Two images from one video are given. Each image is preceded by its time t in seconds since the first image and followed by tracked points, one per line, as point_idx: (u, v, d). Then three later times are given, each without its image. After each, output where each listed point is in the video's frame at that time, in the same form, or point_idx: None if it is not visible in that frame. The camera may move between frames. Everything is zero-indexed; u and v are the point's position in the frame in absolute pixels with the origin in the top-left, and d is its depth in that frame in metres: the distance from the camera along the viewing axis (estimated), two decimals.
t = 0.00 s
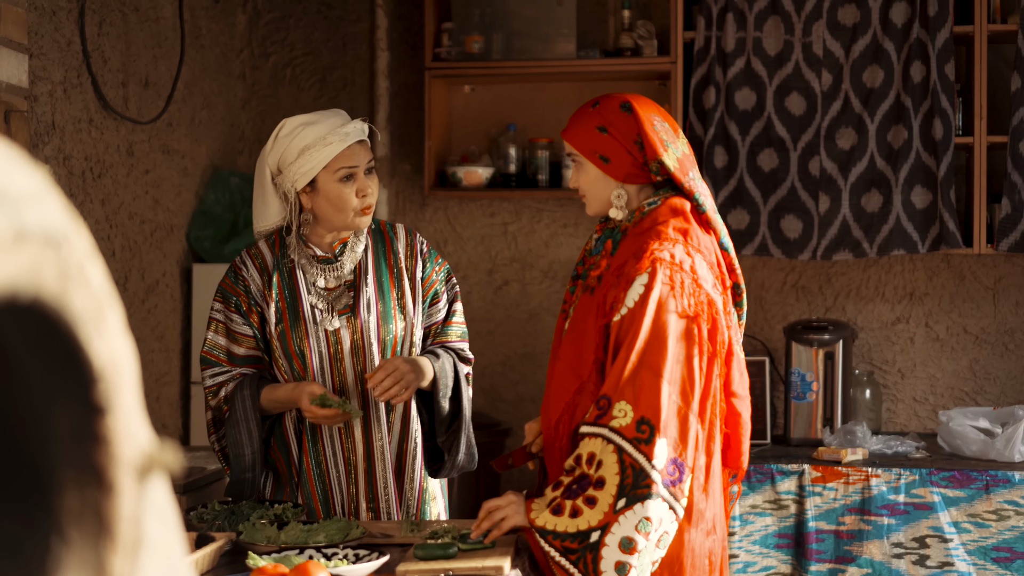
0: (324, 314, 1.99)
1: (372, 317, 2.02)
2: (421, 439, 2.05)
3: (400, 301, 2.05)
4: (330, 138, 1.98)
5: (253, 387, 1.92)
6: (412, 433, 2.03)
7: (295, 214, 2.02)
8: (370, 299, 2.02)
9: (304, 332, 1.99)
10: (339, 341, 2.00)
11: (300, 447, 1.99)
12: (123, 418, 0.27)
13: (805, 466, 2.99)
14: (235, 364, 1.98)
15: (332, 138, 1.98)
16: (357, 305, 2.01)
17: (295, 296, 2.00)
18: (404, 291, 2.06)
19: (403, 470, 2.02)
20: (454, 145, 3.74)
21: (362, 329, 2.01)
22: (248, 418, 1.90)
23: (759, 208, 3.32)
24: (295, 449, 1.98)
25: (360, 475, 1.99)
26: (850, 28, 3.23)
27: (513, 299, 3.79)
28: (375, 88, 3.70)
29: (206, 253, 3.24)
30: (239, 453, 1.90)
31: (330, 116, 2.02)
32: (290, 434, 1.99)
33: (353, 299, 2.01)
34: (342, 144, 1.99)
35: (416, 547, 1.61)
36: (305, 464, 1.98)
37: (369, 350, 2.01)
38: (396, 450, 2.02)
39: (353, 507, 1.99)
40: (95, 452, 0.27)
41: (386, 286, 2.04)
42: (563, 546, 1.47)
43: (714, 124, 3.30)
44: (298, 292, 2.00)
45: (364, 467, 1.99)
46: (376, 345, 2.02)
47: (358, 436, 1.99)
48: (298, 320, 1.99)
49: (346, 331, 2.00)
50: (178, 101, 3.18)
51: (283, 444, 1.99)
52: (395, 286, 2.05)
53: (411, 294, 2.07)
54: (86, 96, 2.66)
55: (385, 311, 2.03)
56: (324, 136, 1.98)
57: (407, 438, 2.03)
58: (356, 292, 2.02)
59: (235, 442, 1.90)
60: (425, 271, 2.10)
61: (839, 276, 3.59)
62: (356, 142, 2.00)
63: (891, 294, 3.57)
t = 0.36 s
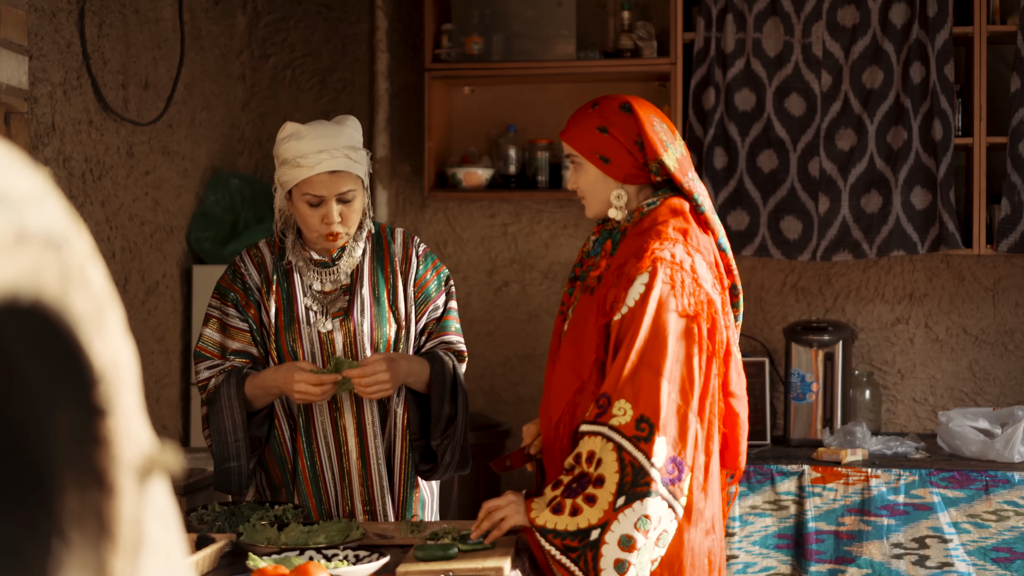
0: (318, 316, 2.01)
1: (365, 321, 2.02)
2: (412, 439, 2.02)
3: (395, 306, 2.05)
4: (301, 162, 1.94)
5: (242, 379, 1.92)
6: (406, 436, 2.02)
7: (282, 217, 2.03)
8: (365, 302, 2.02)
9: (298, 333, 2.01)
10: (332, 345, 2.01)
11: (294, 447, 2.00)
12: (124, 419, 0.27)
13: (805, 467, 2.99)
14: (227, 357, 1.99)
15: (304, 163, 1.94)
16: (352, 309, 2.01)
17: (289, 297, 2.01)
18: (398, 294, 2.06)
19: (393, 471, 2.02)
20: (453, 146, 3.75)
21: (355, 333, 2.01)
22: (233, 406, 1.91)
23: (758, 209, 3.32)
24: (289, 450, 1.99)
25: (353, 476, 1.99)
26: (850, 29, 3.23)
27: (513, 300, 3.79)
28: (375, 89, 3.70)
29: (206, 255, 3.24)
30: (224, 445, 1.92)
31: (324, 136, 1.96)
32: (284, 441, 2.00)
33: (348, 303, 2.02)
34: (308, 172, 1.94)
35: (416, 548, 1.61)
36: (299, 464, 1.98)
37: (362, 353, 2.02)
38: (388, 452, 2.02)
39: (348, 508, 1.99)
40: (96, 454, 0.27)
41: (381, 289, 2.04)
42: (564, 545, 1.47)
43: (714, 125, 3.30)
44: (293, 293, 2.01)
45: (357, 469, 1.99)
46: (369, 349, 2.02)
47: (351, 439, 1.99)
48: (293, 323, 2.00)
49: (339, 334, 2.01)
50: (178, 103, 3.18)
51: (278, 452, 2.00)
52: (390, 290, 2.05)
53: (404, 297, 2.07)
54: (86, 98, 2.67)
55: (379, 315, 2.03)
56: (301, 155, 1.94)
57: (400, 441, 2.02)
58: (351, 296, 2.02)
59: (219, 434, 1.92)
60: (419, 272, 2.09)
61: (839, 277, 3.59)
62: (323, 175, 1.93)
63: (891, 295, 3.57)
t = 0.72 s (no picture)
0: (316, 323, 2.01)
1: (364, 327, 2.02)
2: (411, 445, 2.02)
3: (394, 311, 2.05)
4: (295, 165, 1.93)
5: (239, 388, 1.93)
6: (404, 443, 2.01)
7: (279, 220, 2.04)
8: (363, 308, 2.02)
9: (297, 339, 2.01)
10: (331, 351, 2.01)
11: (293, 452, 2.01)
12: (126, 422, 0.27)
13: (806, 468, 2.99)
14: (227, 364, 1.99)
15: (298, 166, 1.93)
16: (350, 315, 2.01)
17: (288, 303, 2.01)
18: (397, 300, 2.05)
19: (392, 477, 2.02)
20: (454, 148, 3.75)
21: (353, 340, 2.01)
22: (231, 415, 1.91)
23: (758, 210, 3.32)
24: (287, 455, 2.00)
25: (352, 482, 1.99)
26: (850, 31, 3.23)
27: (513, 301, 3.79)
28: (375, 91, 3.70)
29: (207, 257, 3.25)
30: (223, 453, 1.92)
31: (320, 140, 1.96)
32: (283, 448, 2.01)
33: (346, 309, 2.02)
34: (302, 175, 1.93)
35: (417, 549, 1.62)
36: (298, 469, 1.99)
37: (361, 360, 2.02)
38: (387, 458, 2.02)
39: (347, 511, 2.00)
40: (98, 457, 0.27)
41: (379, 295, 2.04)
42: (565, 544, 1.47)
43: (714, 126, 3.30)
44: (291, 299, 2.02)
45: (356, 475, 1.99)
46: (367, 354, 2.02)
47: (350, 445, 1.99)
48: (291, 329, 2.01)
49: (338, 340, 2.01)
50: (179, 104, 3.19)
51: (277, 459, 2.01)
52: (388, 295, 2.04)
53: (402, 303, 2.06)
54: (87, 100, 2.67)
55: (376, 321, 2.03)
56: (296, 159, 1.94)
57: (399, 447, 2.01)
58: (349, 302, 2.02)
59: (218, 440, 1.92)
60: (418, 276, 2.09)
61: (839, 278, 3.59)
62: (316, 178, 1.93)
63: (891, 296, 3.57)
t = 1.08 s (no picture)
0: (329, 325, 2.00)
1: (377, 331, 2.01)
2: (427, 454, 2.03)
3: (410, 315, 2.04)
4: (312, 162, 1.94)
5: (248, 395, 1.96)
6: (415, 446, 2.02)
7: (295, 224, 2.02)
8: (377, 310, 2.02)
9: (309, 342, 2.00)
10: (342, 354, 2.00)
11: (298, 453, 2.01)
12: (127, 423, 0.27)
13: (807, 469, 2.99)
14: (241, 366, 2.02)
15: (314, 163, 1.94)
16: (364, 319, 2.01)
17: (302, 304, 2.02)
18: (412, 304, 2.04)
19: (403, 480, 2.03)
20: (454, 149, 3.75)
21: (365, 343, 2.01)
22: (236, 428, 1.93)
23: (759, 211, 3.32)
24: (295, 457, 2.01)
25: (359, 485, 2.00)
26: (850, 31, 3.24)
27: (514, 302, 3.79)
28: (375, 92, 3.69)
29: (207, 258, 3.25)
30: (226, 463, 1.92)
31: (335, 137, 1.96)
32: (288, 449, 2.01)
33: (360, 312, 2.01)
34: (318, 172, 1.94)
35: (419, 549, 1.62)
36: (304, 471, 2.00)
37: (372, 364, 2.01)
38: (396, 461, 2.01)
39: (352, 511, 2.00)
40: (99, 457, 0.27)
41: (395, 298, 2.03)
42: (565, 542, 1.47)
43: (714, 127, 3.30)
44: (305, 300, 2.02)
45: (363, 478, 2.00)
46: (381, 358, 2.02)
47: (359, 449, 2.00)
48: (304, 330, 2.01)
49: (350, 344, 2.00)
50: (179, 106, 3.19)
51: (283, 462, 2.02)
52: (404, 299, 2.04)
53: (419, 307, 2.05)
54: (87, 102, 2.67)
55: (391, 325, 2.02)
56: (312, 156, 1.94)
57: (411, 452, 2.02)
58: (364, 304, 2.02)
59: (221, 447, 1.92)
60: (436, 282, 2.07)
61: (840, 279, 3.59)
62: (334, 174, 1.94)
63: (892, 296, 3.57)
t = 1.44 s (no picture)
0: (331, 319, 2.01)
1: (380, 327, 2.00)
2: (436, 454, 2.02)
3: (413, 311, 2.03)
4: (336, 158, 1.95)
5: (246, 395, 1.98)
6: (421, 446, 2.01)
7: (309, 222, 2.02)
8: (381, 302, 2.01)
9: (310, 336, 2.01)
10: (343, 348, 2.00)
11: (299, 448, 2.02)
12: (126, 423, 0.28)
13: (806, 469, 2.99)
14: (240, 364, 2.04)
15: (340, 158, 1.95)
16: (367, 313, 2.00)
17: (305, 299, 2.02)
18: (417, 302, 2.04)
19: (409, 482, 2.01)
20: (454, 149, 3.75)
21: (366, 338, 2.00)
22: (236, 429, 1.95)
23: (758, 211, 3.32)
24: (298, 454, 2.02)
25: (362, 481, 2.00)
26: (849, 31, 3.24)
27: (514, 303, 3.80)
28: (375, 93, 3.70)
29: (207, 259, 3.25)
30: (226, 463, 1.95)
31: (348, 130, 1.98)
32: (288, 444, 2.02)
33: (363, 306, 2.01)
34: (347, 166, 1.96)
35: (418, 550, 1.62)
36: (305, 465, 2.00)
37: (374, 360, 2.01)
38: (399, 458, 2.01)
39: (355, 510, 2.00)
40: (99, 459, 0.27)
41: (399, 296, 2.02)
42: (565, 535, 1.46)
43: (713, 127, 3.30)
44: (309, 295, 2.03)
45: (366, 474, 2.00)
46: (382, 355, 2.01)
47: (361, 446, 1.99)
48: (305, 324, 2.01)
49: (352, 339, 2.00)
50: (178, 107, 3.19)
51: (285, 460, 2.02)
52: (409, 297, 2.03)
53: (425, 305, 2.04)
54: (86, 103, 2.67)
55: (394, 320, 2.01)
56: (332, 154, 1.96)
57: (417, 454, 2.00)
58: (367, 299, 2.01)
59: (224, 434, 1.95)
60: (445, 283, 2.07)
61: (839, 279, 3.59)
62: (364, 163, 1.97)
63: (891, 296, 3.57)
